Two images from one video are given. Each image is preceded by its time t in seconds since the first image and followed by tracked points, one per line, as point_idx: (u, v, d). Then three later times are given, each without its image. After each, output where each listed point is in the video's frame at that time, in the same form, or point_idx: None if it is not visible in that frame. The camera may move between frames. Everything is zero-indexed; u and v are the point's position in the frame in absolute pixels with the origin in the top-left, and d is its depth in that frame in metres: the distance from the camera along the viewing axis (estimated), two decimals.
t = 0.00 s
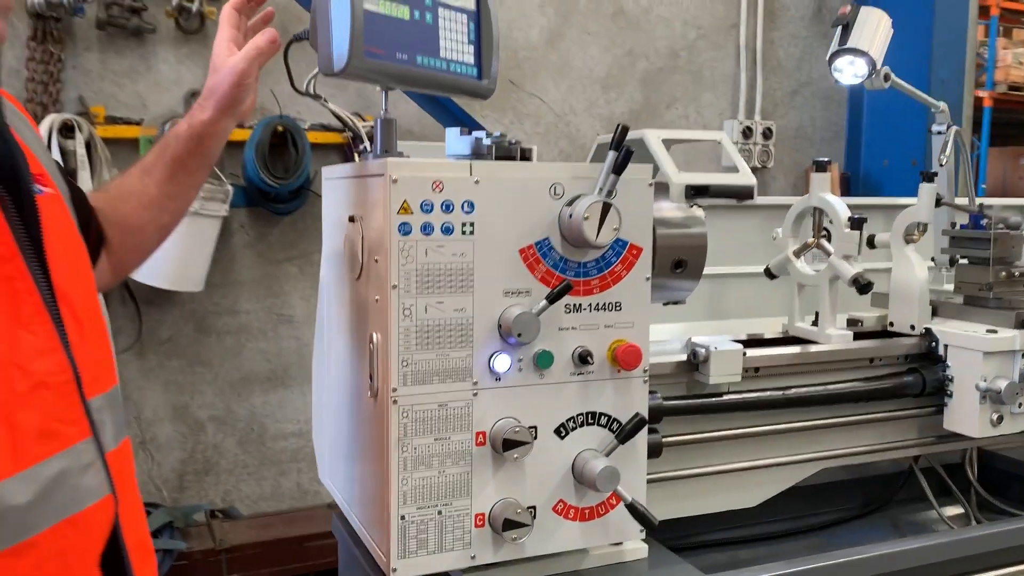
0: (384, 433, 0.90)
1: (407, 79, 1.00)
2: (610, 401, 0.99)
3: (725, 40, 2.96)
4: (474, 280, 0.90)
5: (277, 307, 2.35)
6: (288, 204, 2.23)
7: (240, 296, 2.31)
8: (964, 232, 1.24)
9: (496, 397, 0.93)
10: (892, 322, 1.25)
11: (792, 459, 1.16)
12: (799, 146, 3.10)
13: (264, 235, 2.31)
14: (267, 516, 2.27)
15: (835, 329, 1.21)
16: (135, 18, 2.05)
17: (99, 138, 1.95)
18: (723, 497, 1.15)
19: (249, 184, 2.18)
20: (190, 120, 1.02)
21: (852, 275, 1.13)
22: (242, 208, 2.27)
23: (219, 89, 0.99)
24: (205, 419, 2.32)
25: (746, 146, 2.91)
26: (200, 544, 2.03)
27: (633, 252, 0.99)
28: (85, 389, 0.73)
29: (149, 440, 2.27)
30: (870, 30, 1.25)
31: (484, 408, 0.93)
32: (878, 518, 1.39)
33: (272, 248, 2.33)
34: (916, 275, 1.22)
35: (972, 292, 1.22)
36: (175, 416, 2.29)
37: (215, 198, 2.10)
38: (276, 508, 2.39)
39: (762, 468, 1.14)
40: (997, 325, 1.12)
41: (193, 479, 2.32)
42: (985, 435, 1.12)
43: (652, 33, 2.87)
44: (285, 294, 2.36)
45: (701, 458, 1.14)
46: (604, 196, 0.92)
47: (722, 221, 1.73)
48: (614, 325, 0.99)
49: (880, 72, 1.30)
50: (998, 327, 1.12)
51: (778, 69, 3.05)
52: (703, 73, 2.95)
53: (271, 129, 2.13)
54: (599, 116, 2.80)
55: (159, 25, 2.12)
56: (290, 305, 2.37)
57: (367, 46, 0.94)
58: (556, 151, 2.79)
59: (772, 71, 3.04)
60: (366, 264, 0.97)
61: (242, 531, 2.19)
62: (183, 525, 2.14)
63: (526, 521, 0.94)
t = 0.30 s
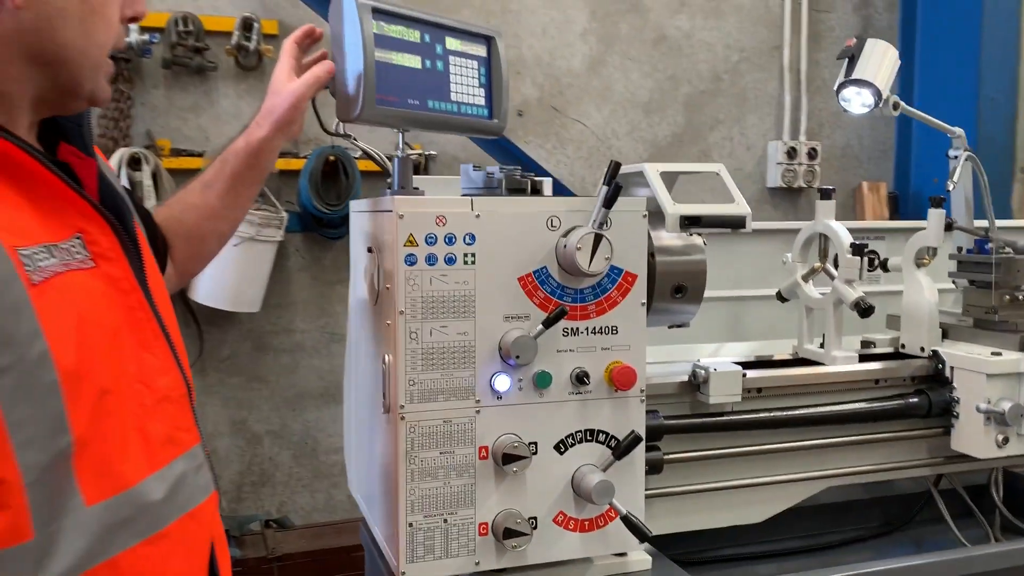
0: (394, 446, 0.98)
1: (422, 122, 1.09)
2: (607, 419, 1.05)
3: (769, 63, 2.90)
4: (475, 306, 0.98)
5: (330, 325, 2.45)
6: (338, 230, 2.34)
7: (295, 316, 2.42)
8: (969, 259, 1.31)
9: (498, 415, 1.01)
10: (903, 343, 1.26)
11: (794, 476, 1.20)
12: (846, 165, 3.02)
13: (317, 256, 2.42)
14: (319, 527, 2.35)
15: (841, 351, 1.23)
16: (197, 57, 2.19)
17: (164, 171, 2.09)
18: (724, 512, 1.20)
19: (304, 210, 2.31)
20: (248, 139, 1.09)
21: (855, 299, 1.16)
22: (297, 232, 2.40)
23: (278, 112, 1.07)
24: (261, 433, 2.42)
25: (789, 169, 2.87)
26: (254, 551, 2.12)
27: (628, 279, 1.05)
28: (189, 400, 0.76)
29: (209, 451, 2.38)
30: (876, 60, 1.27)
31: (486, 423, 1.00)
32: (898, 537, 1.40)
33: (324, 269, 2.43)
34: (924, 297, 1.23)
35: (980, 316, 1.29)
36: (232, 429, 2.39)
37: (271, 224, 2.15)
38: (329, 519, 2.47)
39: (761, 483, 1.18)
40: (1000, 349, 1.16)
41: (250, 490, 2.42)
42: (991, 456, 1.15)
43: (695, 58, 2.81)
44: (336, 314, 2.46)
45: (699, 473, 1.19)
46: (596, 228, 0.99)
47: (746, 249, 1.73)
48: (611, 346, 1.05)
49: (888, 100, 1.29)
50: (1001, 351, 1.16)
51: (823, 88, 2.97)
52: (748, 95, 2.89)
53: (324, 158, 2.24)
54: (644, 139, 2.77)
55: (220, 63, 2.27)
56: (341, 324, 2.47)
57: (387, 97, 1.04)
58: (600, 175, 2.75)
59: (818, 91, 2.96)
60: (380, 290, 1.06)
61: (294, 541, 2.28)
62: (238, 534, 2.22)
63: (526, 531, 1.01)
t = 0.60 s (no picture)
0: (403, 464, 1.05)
1: (433, 160, 1.16)
2: (608, 440, 1.10)
3: (808, 80, 2.84)
4: (479, 334, 1.05)
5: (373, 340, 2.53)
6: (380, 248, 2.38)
7: (342, 331, 2.49)
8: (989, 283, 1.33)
9: (502, 437, 1.06)
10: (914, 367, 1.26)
11: (799, 498, 1.22)
12: (890, 180, 2.95)
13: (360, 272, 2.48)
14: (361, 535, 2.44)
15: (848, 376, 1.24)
16: (248, 84, 2.28)
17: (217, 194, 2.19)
18: (730, 531, 1.23)
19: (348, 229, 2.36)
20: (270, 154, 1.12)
21: (859, 325, 1.17)
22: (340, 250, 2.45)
23: (302, 132, 1.10)
24: (308, 443, 2.50)
25: (831, 184, 2.81)
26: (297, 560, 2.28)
27: (628, 308, 1.10)
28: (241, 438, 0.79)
29: (257, 462, 2.45)
30: (884, 91, 1.27)
31: (490, 444, 1.06)
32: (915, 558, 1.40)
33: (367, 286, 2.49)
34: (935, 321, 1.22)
35: (988, 341, 1.32)
36: (279, 440, 2.47)
37: (316, 244, 2.19)
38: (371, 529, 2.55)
39: (766, 504, 1.21)
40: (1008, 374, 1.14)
41: (297, 498, 2.51)
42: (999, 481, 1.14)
43: (734, 75, 2.76)
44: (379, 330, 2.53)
45: (702, 493, 1.22)
46: (593, 260, 1.04)
47: (762, 272, 1.78)
48: (612, 372, 1.10)
49: (899, 128, 1.29)
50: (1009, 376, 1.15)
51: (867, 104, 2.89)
52: (788, 111, 2.83)
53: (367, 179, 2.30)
54: (682, 157, 2.73)
55: (269, 89, 2.36)
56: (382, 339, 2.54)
57: (398, 137, 1.12)
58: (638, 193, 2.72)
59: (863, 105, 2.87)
60: (394, 316, 1.14)
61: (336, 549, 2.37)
62: (283, 541, 2.33)
63: (527, 547, 1.06)
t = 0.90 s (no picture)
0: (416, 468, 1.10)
1: (448, 177, 1.22)
2: (613, 447, 1.13)
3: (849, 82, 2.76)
4: (487, 344, 1.09)
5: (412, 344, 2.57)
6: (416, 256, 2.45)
7: (382, 335, 2.55)
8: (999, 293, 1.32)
9: (510, 443, 1.11)
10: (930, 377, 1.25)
11: (808, 505, 1.23)
12: (935, 183, 2.85)
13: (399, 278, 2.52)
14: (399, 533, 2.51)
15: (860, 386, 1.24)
16: (291, 97, 2.28)
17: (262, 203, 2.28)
18: (738, 538, 1.24)
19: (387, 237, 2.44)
20: (304, 151, 1.14)
21: (869, 335, 1.16)
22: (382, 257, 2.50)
23: (337, 132, 1.12)
24: (351, 442, 2.57)
25: (872, 187, 2.73)
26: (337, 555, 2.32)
27: (632, 319, 1.13)
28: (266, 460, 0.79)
29: (302, 461, 2.53)
30: (899, 102, 1.26)
31: (498, 450, 1.11)
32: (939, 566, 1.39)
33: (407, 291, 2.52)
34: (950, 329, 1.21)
35: (1004, 351, 1.30)
36: (322, 439, 2.54)
37: (356, 250, 2.26)
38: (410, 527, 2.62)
39: (774, 511, 1.22)
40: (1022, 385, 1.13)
41: (340, 496, 2.57)
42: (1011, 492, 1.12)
43: (772, 80, 2.70)
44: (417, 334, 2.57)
45: (710, 499, 1.24)
46: (596, 273, 1.08)
47: (784, 280, 1.77)
48: (617, 381, 1.13)
49: (915, 138, 1.29)
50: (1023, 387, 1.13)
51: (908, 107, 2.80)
52: (827, 116, 2.76)
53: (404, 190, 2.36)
54: (720, 162, 2.68)
55: (312, 102, 2.35)
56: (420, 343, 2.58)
57: (412, 156, 1.17)
58: (674, 199, 2.68)
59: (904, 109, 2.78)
60: (408, 327, 1.20)
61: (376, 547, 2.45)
62: (324, 537, 2.40)
63: (533, 549, 1.10)
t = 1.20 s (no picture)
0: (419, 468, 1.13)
1: (455, 183, 1.25)
2: (614, 449, 1.14)
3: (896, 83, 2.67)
4: (488, 347, 1.12)
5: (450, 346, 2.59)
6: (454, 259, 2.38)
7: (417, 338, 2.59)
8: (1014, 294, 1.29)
9: (511, 445, 1.13)
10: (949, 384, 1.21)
11: (817, 511, 1.21)
12: (987, 184, 2.72)
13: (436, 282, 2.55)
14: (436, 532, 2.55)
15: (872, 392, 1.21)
16: (333, 105, 2.33)
17: (303, 207, 2.33)
18: (745, 542, 1.24)
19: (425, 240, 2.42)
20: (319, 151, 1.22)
21: (880, 340, 1.14)
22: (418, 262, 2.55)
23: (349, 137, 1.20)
24: (390, 442, 2.60)
25: (919, 190, 2.62)
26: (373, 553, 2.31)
27: (633, 323, 1.14)
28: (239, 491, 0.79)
29: (342, 459, 2.56)
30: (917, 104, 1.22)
31: (499, 451, 1.13)
32: None
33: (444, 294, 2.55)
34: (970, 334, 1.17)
35: None
36: (363, 438, 2.57)
37: (394, 255, 2.27)
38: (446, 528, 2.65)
39: (781, 516, 1.21)
40: None
41: (380, 494, 2.61)
42: None
43: (815, 81, 2.62)
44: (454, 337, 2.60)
45: (713, 503, 1.23)
46: (594, 278, 1.09)
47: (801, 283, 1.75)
48: (617, 384, 1.14)
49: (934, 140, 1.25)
50: None
51: (957, 106, 2.68)
52: (872, 116, 2.66)
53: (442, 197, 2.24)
54: (761, 164, 2.61)
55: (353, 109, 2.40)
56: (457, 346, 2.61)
57: (418, 164, 1.21)
58: (714, 202, 2.61)
59: (951, 110, 2.67)
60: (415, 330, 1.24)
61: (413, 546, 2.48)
62: (361, 534, 2.35)
63: (533, 548, 1.11)
